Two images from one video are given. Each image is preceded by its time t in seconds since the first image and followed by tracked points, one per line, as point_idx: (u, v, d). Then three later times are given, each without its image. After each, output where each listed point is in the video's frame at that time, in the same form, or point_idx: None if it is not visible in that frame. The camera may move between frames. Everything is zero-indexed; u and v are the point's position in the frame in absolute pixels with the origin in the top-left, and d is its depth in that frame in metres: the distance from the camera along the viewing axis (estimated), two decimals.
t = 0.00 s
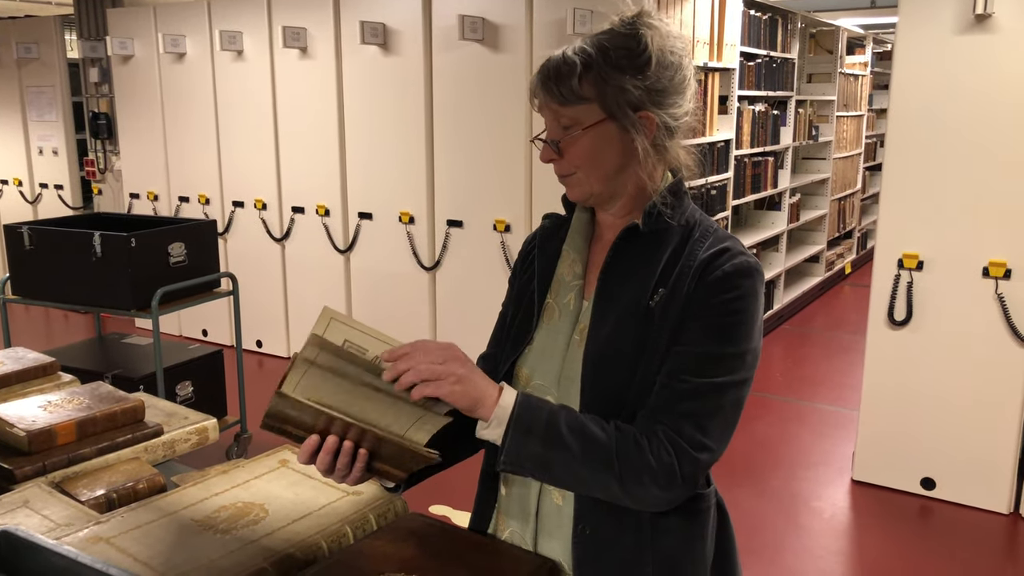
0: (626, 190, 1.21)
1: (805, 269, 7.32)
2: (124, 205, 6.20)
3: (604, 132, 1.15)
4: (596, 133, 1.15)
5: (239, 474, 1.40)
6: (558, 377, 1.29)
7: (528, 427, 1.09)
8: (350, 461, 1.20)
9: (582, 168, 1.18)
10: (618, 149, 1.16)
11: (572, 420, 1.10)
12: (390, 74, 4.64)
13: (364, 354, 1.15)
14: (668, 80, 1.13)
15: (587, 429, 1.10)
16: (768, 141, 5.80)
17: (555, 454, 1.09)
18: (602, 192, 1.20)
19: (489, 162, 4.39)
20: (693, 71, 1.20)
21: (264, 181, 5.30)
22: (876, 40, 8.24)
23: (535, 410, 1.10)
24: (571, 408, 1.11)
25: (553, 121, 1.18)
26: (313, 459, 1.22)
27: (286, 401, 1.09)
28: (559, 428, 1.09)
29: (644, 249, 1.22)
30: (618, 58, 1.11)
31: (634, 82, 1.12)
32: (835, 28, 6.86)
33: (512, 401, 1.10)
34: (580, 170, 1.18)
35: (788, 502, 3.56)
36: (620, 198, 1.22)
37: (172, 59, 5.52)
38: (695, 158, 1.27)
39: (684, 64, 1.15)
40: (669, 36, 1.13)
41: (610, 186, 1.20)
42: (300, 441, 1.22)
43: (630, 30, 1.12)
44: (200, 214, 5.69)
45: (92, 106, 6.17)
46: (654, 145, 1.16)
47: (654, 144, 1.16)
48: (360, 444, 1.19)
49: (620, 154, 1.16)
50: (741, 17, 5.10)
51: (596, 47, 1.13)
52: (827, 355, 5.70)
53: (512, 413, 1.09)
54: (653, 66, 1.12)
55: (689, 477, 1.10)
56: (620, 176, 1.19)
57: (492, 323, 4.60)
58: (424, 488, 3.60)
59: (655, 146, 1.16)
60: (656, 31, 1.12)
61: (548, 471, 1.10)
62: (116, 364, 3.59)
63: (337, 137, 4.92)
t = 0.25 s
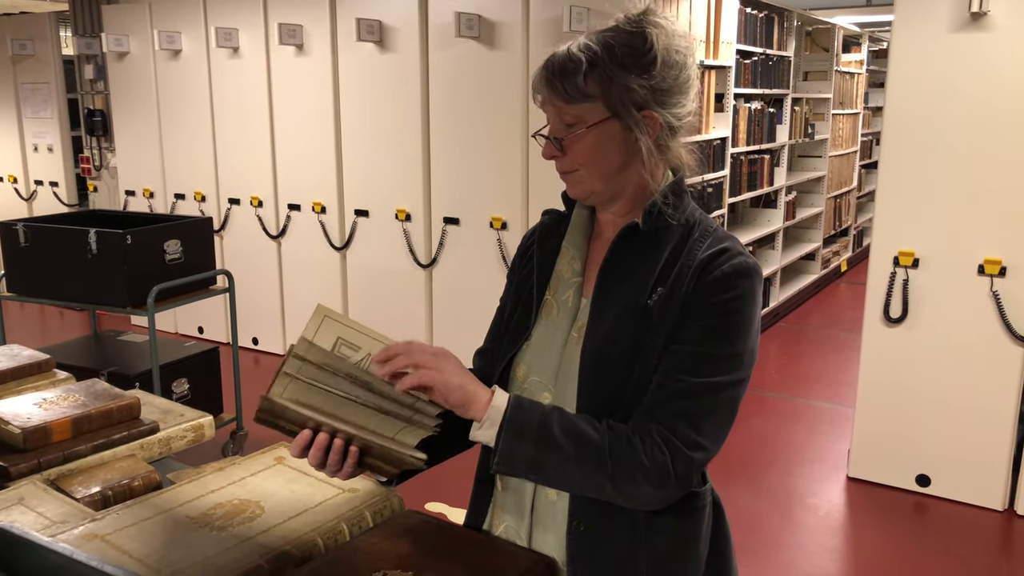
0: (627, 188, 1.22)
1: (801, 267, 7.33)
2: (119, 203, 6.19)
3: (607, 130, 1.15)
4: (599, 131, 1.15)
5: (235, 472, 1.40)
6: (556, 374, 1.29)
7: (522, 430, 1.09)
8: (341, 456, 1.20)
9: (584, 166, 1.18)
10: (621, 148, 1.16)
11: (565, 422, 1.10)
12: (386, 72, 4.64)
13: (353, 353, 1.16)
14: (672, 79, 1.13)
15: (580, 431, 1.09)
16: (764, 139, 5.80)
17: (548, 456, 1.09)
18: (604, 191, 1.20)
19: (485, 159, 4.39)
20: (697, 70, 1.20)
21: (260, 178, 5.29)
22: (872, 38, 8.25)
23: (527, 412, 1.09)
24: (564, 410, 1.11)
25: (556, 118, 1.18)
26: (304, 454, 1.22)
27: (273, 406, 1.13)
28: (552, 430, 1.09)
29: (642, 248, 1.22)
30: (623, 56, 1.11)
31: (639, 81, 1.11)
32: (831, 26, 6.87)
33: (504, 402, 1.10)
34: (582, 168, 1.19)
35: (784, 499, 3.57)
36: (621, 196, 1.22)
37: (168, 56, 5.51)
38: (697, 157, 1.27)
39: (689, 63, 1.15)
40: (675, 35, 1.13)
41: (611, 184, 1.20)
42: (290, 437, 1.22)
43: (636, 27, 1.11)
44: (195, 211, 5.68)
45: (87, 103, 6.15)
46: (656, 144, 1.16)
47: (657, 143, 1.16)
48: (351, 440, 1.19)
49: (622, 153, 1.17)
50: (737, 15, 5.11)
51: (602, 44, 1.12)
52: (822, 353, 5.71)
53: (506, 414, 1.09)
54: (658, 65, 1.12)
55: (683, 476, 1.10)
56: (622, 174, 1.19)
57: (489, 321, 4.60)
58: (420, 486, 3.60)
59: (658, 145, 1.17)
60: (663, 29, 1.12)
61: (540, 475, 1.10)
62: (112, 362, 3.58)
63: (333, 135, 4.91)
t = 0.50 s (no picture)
0: (624, 188, 1.22)
1: (795, 266, 7.35)
2: (113, 201, 6.16)
3: (606, 130, 1.15)
4: (598, 131, 1.15)
5: (228, 471, 1.40)
6: (550, 374, 1.29)
7: (516, 432, 1.10)
8: (335, 450, 1.19)
9: (582, 164, 1.18)
10: (620, 148, 1.17)
11: (558, 423, 1.11)
12: (381, 70, 4.63)
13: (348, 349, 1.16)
14: (673, 81, 1.13)
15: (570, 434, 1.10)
16: (758, 139, 5.81)
17: (542, 458, 1.10)
18: (601, 190, 1.21)
19: (480, 158, 4.39)
20: (698, 71, 1.20)
21: (254, 177, 5.28)
22: (866, 38, 8.27)
23: (520, 413, 1.10)
24: (558, 410, 1.12)
25: (556, 116, 1.18)
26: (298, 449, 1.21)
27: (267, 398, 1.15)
28: (544, 431, 1.10)
29: (637, 248, 1.22)
30: (625, 57, 1.11)
31: (640, 82, 1.11)
32: (826, 26, 6.88)
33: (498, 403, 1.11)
34: (580, 166, 1.19)
35: (777, 498, 3.57)
36: (619, 196, 1.23)
37: (162, 54, 5.49)
38: (695, 159, 1.27)
39: (690, 65, 1.14)
40: (677, 36, 1.12)
41: (609, 184, 1.20)
42: (285, 432, 1.22)
43: (639, 28, 1.11)
44: (189, 210, 5.66)
45: (81, 101, 6.13)
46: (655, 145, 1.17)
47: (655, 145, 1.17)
48: (345, 434, 1.19)
49: (620, 154, 1.17)
50: (732, 15, 5.11)
51: (604, 43, 1.12)
52: (816, 352, 5.72)
53: (500, 418, 1.10)
54: (660, 67, 1.11)
55: (674, 478, 1.10)
56: (620, 174, 1.20)
57: (483, 320, 4.59)
58: (415, 485, 3.60)
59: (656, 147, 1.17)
60: (665, 30, 1.11)
61: (534, 474, 1.11)
62: (105, 360, 3.57)
63: (328, 133, 4.90)
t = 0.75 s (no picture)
0: (622, 195, 1.22)
1: (789, 267, 7.36)
2: (107, 201, 6.14)
3: (605, 138, 1.15)
4: (599, 139, 1.15)
5: (222, 473, 1.39)
6: (545, 376, 1.29)
7: (511, 432, 1.10)
8: (329, 447, 1.19)
9: (581, 171, 1.18)
10: (618, 156, 1.16)
11: (551, 425, 1.10)
12: (376, 70, 4.62)
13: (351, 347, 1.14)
14: (673, 89, 1.12)
15: (563, 437, 1.10)
16: (753, 140, 5.81)
17: (534, 461, 1.10)
18: (599, 196, 1.21)
19: (475, 158, 4.38)
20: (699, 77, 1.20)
21: (249, 177, 5.27)
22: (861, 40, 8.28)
23: (514, 415, 1.10)
24: (552, 412, 1.12)
25: (555, 122, 1.18)
26: (291, 445, 1.21)
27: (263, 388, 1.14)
28: (537, 431, 1.10)
29: (633, 251, 1.22)
30: (625, 64, 1.11)
31: (640, 90, 1.11)
32: (821, 27, 6.89)
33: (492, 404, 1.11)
34: (578, 172, 1.19)
35: (772, 499, 3.58)
36: (617, 202, 1.22)
37: (156, 53, 5.47)
38: (695, 166, 1.27)
39: (691, 72, 1.14)
40: (678, 42, 1.12)
41: (607, 190, 1.20)
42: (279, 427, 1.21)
43: (640, 34, 1.11)
44: (184, 210, 5.65)
45: (75, 100, 6.11)
46: (654, 153, 1.16)
47: (654, 152, 1.16)
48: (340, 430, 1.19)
49: (619, 161, 1.17)
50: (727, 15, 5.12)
51: (604, 50, 1.12)
52: (811, 353, 5.73)
53: (491, 419, 1.10)
54: (660, 74, 1.11)
55: (666, 484, 1.10)
56: (618, 181, 1.20)
57: (479, 320, 4.59)
58: (409, 486, 3.59)
59: (655, 154, 1.17)
60: (666, 37, 1.11)
61: (526, 477, 1.12)
62: (98, 361, 3.56)
63: (323, 134, 4.89)
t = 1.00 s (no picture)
0: (621, 203, 1.22)
1: (788, 271, 7.37)
2: (106, 206, 6.15)
3: (603, 149, 1.16)
4: (596, 150, 1.16)
5: (221, 479, 1.39)
6: (544, 382, 1.30)
7: (506, 440, 1.10)
8: (330, 452, 1.19)
9: (579, 181, 1.19)
10: (616, 166, 1.17)
11: (548, 433, 1.11)
12: (375, 75, 4.63)
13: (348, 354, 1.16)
14: (671, 98, 1.13)
15: (560, 444, 1.11)
16: (751, 145, 5.83)
17: (530, 469, 1.11)
18: (598, 206, 1.21)
19: (474, 163, 4.39)
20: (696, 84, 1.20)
21: (248, 182, 5.28)
22: (859, 45, 8.30)
23: (511, 423, 1.11)
24: (548, 420, 1.12)
25: (553, 133, 1.19)
26: (292, 451, 1.21)
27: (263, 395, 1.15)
28: (534, 440, 1.10)
29: (632, 259, 1.23)
30: (621, 75, 1.12)
31: (637, 100, 1.12)
32: (819, 32, 6.91)
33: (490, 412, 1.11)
34: (576, 182, 1.19)
35: (770, 504, 3.58)
36: (616, 211, 1.23)
37: (156, 59, 5.48)
38: (694, 173, 1.27)
39: (688, 80, 1.15)
40: (674, 51, 1.13)
41: (605, 200, 1.21)
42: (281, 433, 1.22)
43: (636, 44, 1.12)
44: (183, 215, 5.65)
45: (74, 106, 6.12)
46: (652, 162, 1.17)
47: (652, 162, 1.17)
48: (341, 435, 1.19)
49: (616, 171, 1.18)
50: (725, 21, 5.13)
51: (600, 60, 1.13)
52: (810, 357, 5.74)
53: (488, 427, 1.10)
54: (657, 84, 1.12)
55: (662, 491, 1.10)
56: (617, 190, 1.20)
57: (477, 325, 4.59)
58: (408, 491, 3.60)
59: (654, 164, 1.17)
60: (662, 46, 1.12)
61: (522, 484, 1.12)
62: (97, 366, 3.56)
63: (322, 139, 4.90)
